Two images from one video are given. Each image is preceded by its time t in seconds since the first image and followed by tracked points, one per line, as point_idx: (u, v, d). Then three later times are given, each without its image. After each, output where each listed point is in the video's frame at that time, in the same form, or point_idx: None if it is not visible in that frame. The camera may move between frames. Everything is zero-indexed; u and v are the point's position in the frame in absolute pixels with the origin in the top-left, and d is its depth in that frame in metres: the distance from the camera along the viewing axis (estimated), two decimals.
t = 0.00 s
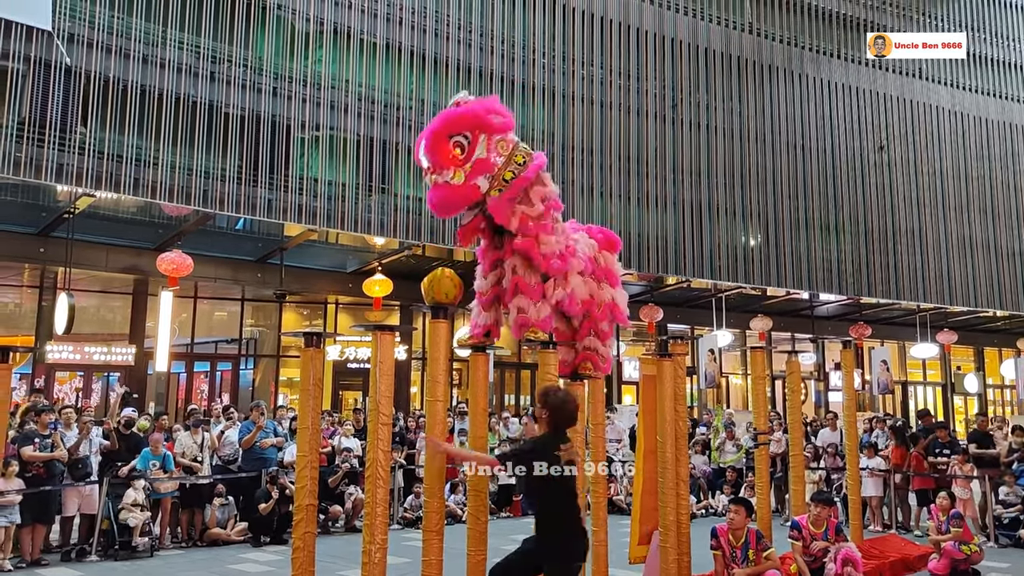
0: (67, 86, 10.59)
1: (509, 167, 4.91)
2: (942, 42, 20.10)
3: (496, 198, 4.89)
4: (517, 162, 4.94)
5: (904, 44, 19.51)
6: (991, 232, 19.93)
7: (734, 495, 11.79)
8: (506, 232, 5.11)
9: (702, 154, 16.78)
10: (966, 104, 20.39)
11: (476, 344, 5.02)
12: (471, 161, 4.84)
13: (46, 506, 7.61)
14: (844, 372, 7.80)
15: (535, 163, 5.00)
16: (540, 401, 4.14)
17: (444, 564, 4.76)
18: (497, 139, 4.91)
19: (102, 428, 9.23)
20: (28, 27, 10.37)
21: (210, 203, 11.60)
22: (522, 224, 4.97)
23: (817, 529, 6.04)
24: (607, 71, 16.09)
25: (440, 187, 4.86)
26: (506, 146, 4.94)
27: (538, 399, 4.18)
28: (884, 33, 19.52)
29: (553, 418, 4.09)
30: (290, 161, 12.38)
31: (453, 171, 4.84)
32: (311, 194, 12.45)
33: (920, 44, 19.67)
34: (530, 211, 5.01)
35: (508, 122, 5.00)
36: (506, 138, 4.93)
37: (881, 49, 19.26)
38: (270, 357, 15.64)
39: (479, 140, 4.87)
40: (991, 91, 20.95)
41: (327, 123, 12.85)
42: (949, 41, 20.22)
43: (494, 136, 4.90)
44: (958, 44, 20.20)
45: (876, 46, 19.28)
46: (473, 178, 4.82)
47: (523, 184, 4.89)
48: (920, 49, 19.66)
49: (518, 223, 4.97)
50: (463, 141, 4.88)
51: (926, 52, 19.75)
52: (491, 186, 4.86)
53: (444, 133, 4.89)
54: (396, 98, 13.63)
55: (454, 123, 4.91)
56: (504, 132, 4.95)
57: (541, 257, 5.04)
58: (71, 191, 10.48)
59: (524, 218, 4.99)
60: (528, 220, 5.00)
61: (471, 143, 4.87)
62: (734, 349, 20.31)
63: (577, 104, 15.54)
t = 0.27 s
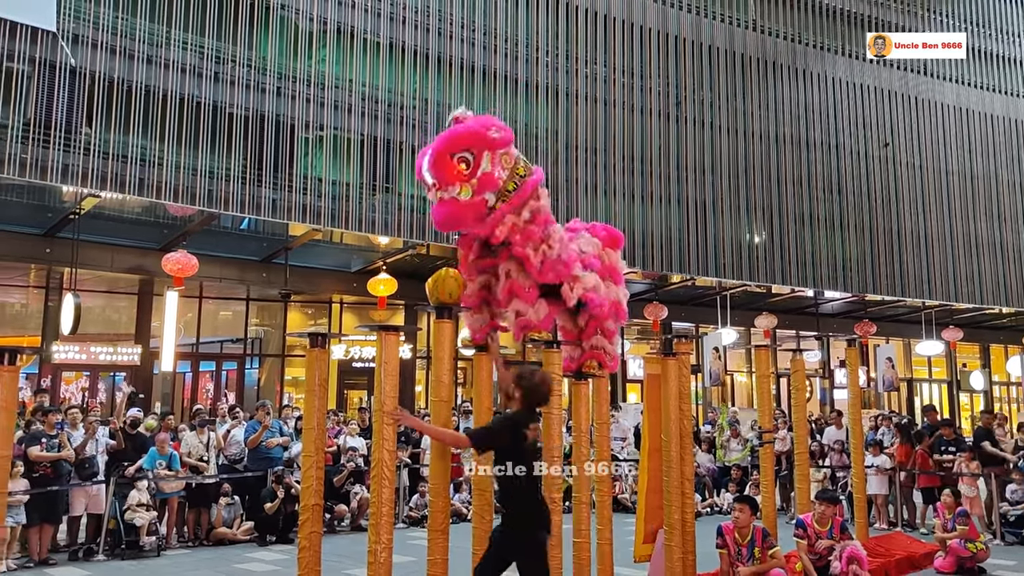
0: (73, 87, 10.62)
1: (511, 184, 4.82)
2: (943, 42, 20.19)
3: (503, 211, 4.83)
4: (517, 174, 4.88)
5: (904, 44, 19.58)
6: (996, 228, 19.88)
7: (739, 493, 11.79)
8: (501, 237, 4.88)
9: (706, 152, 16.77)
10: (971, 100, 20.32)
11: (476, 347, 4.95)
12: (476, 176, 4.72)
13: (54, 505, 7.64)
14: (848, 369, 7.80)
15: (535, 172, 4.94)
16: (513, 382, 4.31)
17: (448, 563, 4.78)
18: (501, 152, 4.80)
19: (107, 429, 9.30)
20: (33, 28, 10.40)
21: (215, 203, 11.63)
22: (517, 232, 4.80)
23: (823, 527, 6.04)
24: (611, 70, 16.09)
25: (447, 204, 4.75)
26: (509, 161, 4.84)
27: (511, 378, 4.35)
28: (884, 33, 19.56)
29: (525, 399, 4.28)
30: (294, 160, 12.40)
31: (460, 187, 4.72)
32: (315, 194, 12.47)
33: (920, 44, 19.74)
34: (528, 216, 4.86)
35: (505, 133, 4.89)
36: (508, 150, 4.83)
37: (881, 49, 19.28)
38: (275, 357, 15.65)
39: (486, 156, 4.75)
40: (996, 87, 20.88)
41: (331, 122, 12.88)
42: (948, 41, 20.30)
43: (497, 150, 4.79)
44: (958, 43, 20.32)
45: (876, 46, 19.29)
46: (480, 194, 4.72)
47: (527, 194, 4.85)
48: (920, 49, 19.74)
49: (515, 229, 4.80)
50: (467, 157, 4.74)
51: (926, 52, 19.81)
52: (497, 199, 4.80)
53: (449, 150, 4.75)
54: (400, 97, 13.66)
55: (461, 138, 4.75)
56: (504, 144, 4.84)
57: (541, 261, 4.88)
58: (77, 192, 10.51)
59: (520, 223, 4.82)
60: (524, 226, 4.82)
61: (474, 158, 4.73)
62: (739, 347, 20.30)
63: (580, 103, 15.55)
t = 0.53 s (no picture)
0: (77, 89, 10.66)
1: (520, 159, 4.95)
2: (943, 42, 20.13)
3: (503, 177, 4.87)
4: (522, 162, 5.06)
5: (904, 44, 19.46)
6: (1002, 224, 19.83)
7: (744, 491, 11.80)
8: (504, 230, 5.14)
9: (710, 149, 16.74)
10: (976, 95, 20.25)
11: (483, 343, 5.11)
12: (504, 129, 4.86)
13: (62, 505, 7.68)
14: (853, 366, 7.79)
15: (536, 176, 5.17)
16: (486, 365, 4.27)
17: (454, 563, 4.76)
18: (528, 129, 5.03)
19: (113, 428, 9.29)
20: (37, 30, 10.42)
21: (220, 203, 11.66)
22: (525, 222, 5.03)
23: (828, 525, 6.04)
24: (615, 67, 16.08)
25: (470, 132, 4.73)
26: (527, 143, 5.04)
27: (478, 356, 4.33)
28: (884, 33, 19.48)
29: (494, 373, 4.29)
30: (298, 161, 12.42)
31: (487, 125, 4.79)
32: (320, 193, 12.48)
33: (920, 44, 19.59)
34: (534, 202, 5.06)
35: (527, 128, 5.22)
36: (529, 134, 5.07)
37: (881, 49, 19.20)
38: (280, 356, 15.77)
39: (518, 118, 4.95)
40: (1001, 83, 20.81)
41: (335, 122, 12.89)
42: (948, 41, 20.23)
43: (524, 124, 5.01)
44: (958, 43, 20.26)
45: (876, 46, 19.20)
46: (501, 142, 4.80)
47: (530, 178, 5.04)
48: (920, 49, 19.60)
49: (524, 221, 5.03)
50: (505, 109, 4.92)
51: (926, 53, 19.68)
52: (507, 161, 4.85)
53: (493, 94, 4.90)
54: (404, 97, 13.67)
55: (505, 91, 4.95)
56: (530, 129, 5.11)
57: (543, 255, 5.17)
58: (82, 194, 10.55)
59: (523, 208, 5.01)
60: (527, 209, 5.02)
61: (511, 115, 4.92)
62: (744, 344, 20.28)
63: (585, 100, 15.54)
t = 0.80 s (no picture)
0: (83, 90, 10.69)
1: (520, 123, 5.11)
2: (942, 42, 19.62)
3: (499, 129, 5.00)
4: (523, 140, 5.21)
5: (904, 44, 19.14)
6: (1008, 219, 19.75)
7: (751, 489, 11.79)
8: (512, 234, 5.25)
9: (715, 146, 16.72)
10: (983, 90, 20.16)
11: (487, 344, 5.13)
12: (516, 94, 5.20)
13: (71, 504, 7.79)
14: (859, 364, 7.78)
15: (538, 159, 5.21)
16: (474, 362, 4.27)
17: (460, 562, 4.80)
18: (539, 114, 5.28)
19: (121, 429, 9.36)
20: (43, 32, 10.46)
21: (225, 203, 11.71)
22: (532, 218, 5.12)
23: (834, 523, 6.04)
24: (619, 65, 16.06)
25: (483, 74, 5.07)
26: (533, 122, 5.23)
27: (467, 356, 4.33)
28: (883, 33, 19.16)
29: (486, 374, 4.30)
30: (303, 160, 12.44)
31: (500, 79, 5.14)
32: (325, 193, 12.51)
33: (919, 44, 19.20)
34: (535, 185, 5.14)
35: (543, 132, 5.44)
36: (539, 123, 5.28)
37: (881, 49, 18.91)
38: (287, 355, 15.80)
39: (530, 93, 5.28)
40: (1007, 77, 20.74)
41: (339, 122, 12.90)
42: (949, 41, 19.74)
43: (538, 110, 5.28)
44: (958, 44, 19.74)
45: (875, 46, 18.91)
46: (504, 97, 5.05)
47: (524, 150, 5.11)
48: (920, 49, 19.23)
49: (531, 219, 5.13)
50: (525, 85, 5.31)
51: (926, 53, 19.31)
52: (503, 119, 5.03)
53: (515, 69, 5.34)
54: (408, 96, 13.69)
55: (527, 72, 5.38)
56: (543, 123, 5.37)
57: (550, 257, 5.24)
58: (89, 194, 10.59)
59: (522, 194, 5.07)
60: (529, 203, 5.06)
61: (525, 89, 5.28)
62: (751, 342, 20.24)
63: (589, 98, 15.52)
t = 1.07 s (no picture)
0: (91, 91, 10.73)
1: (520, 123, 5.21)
2: (942, 42, 19.38)
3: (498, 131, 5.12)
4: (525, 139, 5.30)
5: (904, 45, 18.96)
6: (1017, 214, 19.66)
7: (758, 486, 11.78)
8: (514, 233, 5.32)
9: (722, 143, 16.68)
10: (991, 85, 20.06)
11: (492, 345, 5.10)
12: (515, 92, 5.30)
13: (81, 505, 7.81)
14: (866, 361, 7.76)
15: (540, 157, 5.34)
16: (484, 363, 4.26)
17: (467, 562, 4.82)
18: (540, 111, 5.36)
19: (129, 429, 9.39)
20: (51, 33, 10.51)
21: (233, 203, 11.75)
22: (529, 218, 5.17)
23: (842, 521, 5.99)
24: (625, 62, 16.04)
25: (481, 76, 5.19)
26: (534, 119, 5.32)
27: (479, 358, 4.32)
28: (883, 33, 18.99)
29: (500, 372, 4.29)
30: (310, 160, 12.45)
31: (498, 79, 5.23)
32: (331, 192, 12.54)
33: (919, 44, 19.03)
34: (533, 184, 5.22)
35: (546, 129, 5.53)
36: (540, 119, 5.35)
37: (881, 50, 18.75)
38: (294, 355, 15.85)
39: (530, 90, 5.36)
40: (1015, 72, 20.63)
41: (346, 121, 12.92)
42: (949, 41, 19.48)
43: (538, 106, 5.36)
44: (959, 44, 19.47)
45: (875, 47, 18.76)
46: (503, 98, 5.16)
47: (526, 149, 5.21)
48: (920, 50, 19.03)
49: (526, 218, 5.17)
50: (524, 83, 5.40)
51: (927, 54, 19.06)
52: (503, 120, 5.14)
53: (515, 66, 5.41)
54: (414, 95, 13.72)
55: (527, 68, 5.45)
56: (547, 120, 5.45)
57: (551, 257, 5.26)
58: (97, 195, 10.64)
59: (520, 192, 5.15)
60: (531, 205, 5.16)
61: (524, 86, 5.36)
62: (758, 339, 20.20)
63: (594, 95, 15.49)
